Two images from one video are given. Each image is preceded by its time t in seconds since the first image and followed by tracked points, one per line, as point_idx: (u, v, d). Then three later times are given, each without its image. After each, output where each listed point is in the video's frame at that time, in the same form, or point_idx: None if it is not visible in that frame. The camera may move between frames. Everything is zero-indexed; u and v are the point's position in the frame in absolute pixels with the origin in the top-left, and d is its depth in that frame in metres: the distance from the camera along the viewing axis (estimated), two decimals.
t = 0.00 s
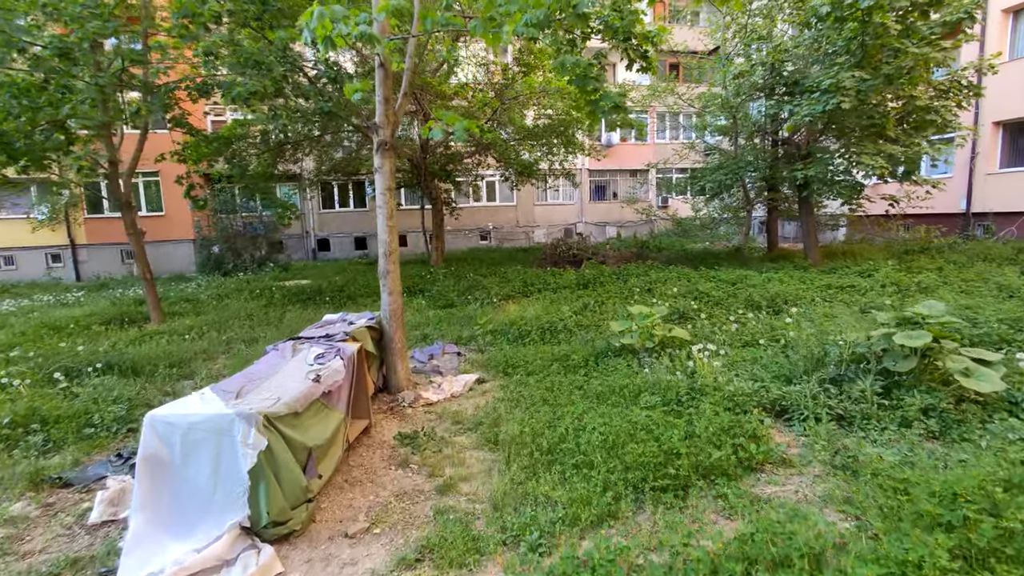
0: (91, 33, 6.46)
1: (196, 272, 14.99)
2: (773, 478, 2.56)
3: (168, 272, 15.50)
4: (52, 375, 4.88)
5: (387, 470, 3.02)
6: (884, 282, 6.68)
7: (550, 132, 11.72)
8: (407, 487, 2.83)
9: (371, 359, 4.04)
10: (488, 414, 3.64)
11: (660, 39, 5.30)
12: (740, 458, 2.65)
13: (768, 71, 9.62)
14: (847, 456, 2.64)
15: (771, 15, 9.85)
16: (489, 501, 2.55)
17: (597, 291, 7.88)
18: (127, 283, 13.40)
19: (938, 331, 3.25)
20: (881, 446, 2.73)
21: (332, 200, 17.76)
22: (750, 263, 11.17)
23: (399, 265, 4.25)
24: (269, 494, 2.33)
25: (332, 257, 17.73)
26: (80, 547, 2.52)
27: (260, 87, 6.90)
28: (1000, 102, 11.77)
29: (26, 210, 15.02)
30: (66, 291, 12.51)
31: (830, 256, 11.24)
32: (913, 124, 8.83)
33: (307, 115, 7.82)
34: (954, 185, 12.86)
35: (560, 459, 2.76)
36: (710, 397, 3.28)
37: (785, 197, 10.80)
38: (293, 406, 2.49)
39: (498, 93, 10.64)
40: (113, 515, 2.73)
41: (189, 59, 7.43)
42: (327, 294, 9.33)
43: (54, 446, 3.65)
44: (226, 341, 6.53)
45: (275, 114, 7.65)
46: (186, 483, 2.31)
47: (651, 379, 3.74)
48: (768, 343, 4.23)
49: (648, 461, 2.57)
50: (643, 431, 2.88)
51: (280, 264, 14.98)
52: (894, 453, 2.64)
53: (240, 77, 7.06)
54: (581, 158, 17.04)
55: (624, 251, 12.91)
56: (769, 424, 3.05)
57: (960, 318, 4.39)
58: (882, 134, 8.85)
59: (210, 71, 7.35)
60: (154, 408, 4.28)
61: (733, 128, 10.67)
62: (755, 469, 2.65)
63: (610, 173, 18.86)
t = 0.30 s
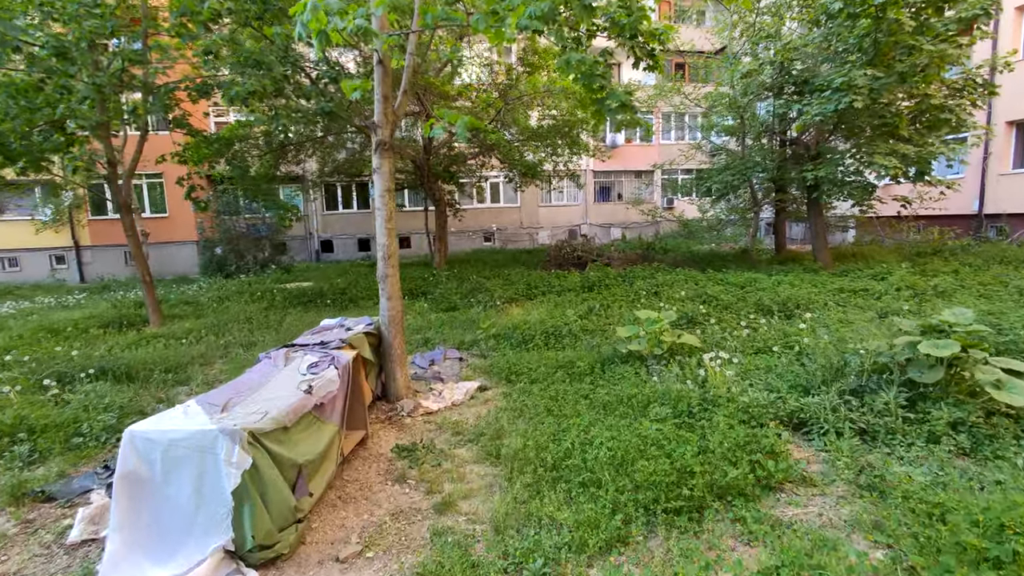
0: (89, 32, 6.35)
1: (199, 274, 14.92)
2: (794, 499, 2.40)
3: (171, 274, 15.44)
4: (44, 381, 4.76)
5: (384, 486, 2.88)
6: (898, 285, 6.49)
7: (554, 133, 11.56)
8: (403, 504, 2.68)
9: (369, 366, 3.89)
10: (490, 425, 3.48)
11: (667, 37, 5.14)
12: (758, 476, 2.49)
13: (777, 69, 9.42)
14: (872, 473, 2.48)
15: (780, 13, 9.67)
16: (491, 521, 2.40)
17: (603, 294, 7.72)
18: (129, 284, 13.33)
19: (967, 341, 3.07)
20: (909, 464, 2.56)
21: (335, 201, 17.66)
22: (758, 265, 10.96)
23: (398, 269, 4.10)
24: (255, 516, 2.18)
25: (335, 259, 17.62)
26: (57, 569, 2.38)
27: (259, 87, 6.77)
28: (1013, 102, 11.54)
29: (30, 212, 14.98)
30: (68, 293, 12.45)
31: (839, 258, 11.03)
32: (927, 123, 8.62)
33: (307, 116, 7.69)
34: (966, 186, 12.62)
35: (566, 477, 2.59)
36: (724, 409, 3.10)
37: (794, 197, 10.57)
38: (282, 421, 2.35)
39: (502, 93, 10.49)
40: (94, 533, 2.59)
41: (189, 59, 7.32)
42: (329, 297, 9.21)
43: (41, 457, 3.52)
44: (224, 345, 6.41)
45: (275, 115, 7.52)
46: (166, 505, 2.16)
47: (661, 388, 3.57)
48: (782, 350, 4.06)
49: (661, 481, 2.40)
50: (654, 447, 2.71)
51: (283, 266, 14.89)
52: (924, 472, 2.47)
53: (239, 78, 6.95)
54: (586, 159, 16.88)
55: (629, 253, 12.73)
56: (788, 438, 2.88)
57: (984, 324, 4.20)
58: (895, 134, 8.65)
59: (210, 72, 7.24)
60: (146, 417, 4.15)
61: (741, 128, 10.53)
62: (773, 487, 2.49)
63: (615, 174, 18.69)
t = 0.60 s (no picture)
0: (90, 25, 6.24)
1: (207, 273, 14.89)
2: (826, 524, 2.18)
3: (180, 272, 15.42)
4: (39, 382, 4.64)
5: (381, 500, 2.69)
6: (925, 289, 6.19)
7: (564, 131, 11.33)
8: (401, 521, 2.50)
9: (370, 369, 3.72)
10: (495, 435, 3.29)
11: (682, 29, 4.92)
12: (786, 498, 2.28)
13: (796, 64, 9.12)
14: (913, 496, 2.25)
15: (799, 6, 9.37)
16: (494, 543, 2.21)
17: (613, 295, 7.50)
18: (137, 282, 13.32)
19: (1014, 350, 2.81)
20: (954, 486, 2.33)
21: (343, 200, 17.58)
22: (774, 267, 10.68)
23: (400, 268, 3.93)
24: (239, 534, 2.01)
25: (343, 258, 17.54)
26: None
27: (261, 82, 6.61)
28: None
29: (42, 209, 15.01)
30: (77, 291, 12.44)
31: (858, 259, 10.72)
32: (953, 120, 8.28)
33: (312, 112, 7.56)
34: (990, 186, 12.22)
35: (574, 495, 2.39)
36: (746, 420, 2.89)
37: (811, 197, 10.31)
38: (270, 431, 2.18)
39: (511, 90, 10.28)
40: (72, 547, 2.44)
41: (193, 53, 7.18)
42: (335, 296, 9.07)
43: (28, 462, 3.39)
44: (226, 345, 6.28)
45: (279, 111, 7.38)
46: (143, 520, 2.00)
47: (677, 397, 3.36)
48: (807, 358, 3.82)
49: (681, 503, 2.18)
50: (672, 463, 2.50)
51: (291, 265, 14.81)
52: (972, 496, 2.24)
53: (244, 73, 6.81)
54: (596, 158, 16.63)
55: (640, 253, 12.48)
56: (817, 455, 2.65)
57: None
58: (918, 131, 8.33)
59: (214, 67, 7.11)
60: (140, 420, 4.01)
61: (758, 126, 10.36)
62: (803, 510, 2.28)
63: (626, 174, 18.42)
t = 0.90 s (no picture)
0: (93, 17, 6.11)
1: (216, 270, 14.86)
2: (869, 571, 1.92)
3: (190, 269, 15.40)
4: (32, 383, 4.51)
5: (373, 525, 2.48)
6: (959, 297, 5.85)
7: (577, 130, 11.07)
8: (393, 551, 2.28)
9: (369, 378, 3.51)
10: (499, 452, 3.07)
11: (703, 22, 4.66)
12: (822, 539, 2.03)
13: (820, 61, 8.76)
14: (969, 539, 1.98)
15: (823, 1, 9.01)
16: None
17: (627, 299, 7.24)
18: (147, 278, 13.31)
19: None
20: (1015, 528, 2.05)
21: (353, 198, 17.47)
22: (792, 271, 10.33)
23: (402, 271, 3.72)
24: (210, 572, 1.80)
25: (353, 256, 17.44)
26: None
27: (266, 76, 6.44)
28: None
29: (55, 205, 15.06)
30: (87, 286, 12.44)
31: (880, 264, 10.35)
32: (986, 119, 7.88)
33: (319, 108, 7.39)
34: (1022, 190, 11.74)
35: (585, 529, 2.15)
36: (773, 445, 2.63)
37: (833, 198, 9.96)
38: (248, 454, 1.97)
39: (524, 88, 10.03)
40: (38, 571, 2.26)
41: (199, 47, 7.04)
42: (341, 296, 8.92)
43: (8, 471, 3.22)
44: (227, 345, 6.13)
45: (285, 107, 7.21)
46: (104, 555, 1.80)
47: (697, 415, 3.11)
48: (837, 374, 3.54)
49: (705, 546, 1.93)
50: (693, 494, 2.25)
51: (300, 263, 14.72)
52: None
53: (249, 66, 6.65)
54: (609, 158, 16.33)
55: (654, 255, 12.18)
56: (854, 488, 2.38)
57: None
58: (949, 131, 7.94)
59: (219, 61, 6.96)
60: (130, 427, 3.84)
61: (780, 125, 10.07)
62: (840, 553, 2.03)
63: (639, 174, 18.09)
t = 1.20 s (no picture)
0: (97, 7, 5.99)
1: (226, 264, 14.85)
2: None
3: (201, 263, 15.41)
4: (31, 380, 4.42)
5: (372, 543, 2.33)
6: (992, 302, 5.56)
7: (590, 125, 10.83)
8: (392, 574, 2.13)
9: (371, 381, 3.36)
10: (508, 463, 2.90)
11: (724, 12, 4.42)
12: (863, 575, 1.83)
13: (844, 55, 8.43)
14: None
15: None
16: None
17: (640, 299, 7.03)
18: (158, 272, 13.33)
19: None
20: None
21: (363, 192, 17.37)
22: (811, 271, 10.04)
23: (408, 270, 3.56)
24: None
25: (362, 251, 17.36)
26: None
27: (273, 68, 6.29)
28: None
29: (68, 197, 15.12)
30: (98, 279, 12.48)
31: (902, 264, 10.03)
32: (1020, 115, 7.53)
33: (326, 101, 7.23)
34: None
35: (599, 558, 1.97)
36: (804, 466, 2.43)
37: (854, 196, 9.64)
38: (236, 470, 1.82)
39: (536, 81, 9.79)
40: None
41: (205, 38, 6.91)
42: (349, 292, 8.80)
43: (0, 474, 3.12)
44: (231, 342, 6.03)
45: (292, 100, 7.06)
46: None
47: (718, 427, 2.92)
48: (867, 385, 3.32)
49: None
50: (718, 522, 2.06)
51: (309, 258, 14.66)
52: None
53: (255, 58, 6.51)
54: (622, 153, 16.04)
55: (667, 254, 11.93)
56: (895, 516, 2.17)
57: None
58: (980, 127, 7.61)
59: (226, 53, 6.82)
60: (128, 428, 3.73)
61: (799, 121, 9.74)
62: None
63: (652, 170, 17.78)
